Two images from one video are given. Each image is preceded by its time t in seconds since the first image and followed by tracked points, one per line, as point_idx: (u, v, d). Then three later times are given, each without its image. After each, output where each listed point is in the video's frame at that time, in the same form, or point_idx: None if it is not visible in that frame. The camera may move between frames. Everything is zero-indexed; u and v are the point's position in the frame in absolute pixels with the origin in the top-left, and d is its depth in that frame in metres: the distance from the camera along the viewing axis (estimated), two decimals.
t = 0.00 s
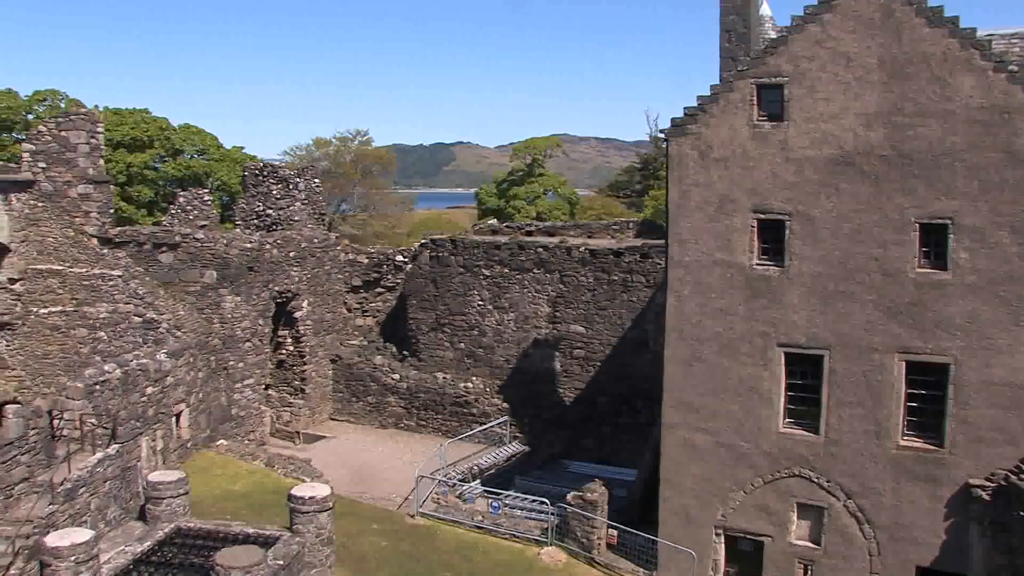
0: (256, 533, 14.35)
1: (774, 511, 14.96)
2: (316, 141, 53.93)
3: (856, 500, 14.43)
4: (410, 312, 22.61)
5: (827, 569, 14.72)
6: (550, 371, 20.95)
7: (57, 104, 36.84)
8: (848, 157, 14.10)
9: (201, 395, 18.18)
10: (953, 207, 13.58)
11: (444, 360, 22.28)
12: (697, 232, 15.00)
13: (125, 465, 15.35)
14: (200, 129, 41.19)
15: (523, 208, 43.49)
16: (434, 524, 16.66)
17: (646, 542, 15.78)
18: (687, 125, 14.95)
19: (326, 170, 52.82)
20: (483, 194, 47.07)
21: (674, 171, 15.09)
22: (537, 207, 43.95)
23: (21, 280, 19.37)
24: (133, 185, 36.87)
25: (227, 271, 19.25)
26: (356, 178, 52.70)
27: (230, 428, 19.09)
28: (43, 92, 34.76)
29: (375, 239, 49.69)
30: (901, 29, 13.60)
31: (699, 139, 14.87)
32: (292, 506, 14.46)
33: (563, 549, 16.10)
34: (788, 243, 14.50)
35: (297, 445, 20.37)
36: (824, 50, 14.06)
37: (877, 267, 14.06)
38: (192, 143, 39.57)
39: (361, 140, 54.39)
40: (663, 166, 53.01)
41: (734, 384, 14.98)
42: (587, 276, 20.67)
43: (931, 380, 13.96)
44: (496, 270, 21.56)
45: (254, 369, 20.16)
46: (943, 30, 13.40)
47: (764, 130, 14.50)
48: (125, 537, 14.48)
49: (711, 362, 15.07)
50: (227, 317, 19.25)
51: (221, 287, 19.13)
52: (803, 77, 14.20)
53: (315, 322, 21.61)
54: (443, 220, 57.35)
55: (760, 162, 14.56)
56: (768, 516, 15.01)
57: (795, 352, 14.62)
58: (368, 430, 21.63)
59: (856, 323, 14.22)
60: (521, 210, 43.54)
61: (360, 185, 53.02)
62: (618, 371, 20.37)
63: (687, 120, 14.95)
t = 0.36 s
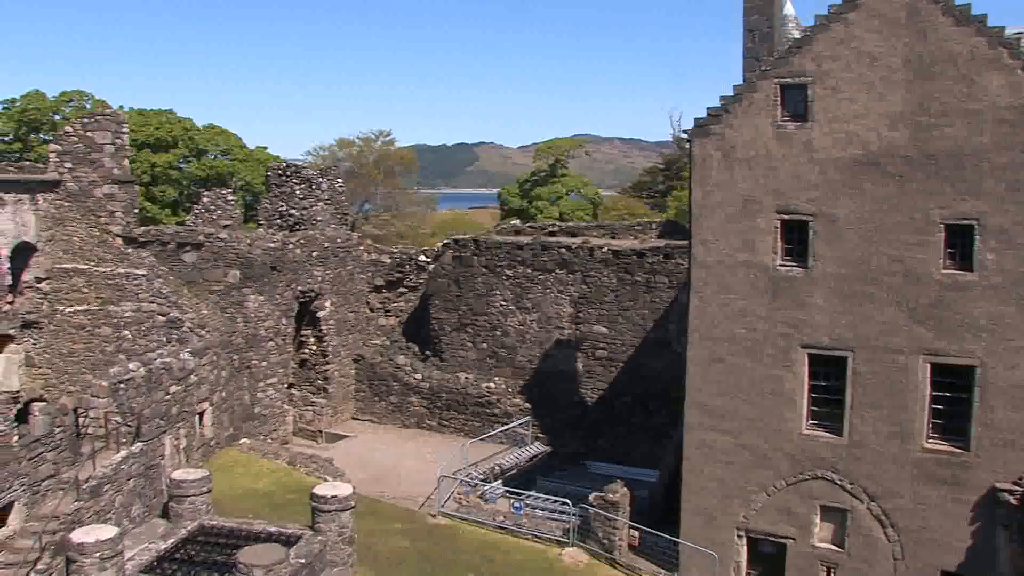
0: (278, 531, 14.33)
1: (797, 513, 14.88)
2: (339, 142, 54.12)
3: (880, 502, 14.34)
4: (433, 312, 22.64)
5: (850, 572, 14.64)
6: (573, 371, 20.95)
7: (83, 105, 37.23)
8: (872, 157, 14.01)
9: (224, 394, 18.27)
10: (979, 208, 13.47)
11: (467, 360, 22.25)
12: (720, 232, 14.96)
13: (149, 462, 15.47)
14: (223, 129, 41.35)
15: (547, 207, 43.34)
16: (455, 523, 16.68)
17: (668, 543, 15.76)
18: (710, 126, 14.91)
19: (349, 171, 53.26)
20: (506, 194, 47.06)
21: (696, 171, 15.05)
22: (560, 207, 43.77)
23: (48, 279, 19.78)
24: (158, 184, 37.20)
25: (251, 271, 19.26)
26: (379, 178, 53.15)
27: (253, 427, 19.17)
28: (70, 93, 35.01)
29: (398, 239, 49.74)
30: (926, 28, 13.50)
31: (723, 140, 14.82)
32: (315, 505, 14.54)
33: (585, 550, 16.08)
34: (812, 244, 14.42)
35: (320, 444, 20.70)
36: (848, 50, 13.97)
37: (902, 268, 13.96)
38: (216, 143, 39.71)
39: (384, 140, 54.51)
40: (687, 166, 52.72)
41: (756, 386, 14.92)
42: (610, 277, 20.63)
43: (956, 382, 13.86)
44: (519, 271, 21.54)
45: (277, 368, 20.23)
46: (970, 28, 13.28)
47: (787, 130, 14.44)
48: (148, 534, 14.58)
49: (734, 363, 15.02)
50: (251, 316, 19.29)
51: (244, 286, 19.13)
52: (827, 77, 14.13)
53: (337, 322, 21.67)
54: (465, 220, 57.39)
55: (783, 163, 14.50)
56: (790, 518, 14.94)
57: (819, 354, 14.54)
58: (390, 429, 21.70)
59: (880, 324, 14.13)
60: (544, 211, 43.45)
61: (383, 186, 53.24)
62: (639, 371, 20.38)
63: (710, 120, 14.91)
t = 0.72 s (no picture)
0: (304, 531, 14.50)
1: (824, 516, 14.77)
2: (367, 142, 54.29)
3: (909, 505, 14.21)
4: (460, 311, 22.77)
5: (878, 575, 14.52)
6: (600, 371, 20.94)
7: (114, 106, 37.62)
8: (902, 158, 13.88)
9: (253, 392, 18.40)
10: (1011, 209, 13.32)
11: (493, 360, 22.31)
12: (747, 233, 14.88)
13: (177, 460, 15.56)
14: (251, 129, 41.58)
15: (573, 208, 43.27)
16: (481, 523, 16.72)
17: (694, 545, 15.73)
18: (738, 125, 14.84)
19: (377, 171, 53.48)
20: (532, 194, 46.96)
21: (724, 171, 14.99)
22: (588, 208, 43.65)
23: (78, 278, 20.04)
24: (187, 184, 37.50)
25: (278, 270, 19.35)
26: (407, 178, 53.37)
27: (280, 426, 19.24)
28: (101, 94, 35.31)
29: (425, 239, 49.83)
30: (958, 26, 13.36)
31: (750, 140, 14.75)
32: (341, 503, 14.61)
33: (611, 550, 16.06)
34: (841, 244, 14.30)
35: (346, 443, 20.59)
36: (877, 49, 13.84)
37: (932, 269, 13.83)
38: (244, 143, 39.95)
39: (411, 140, 54.62)
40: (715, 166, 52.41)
41: (784, 387, 14.83)
42: (637, 277, 20.59)
43: (988, 384, 13.72)
44: (546, 271, 21.55)
45: (304, 368, 20.31)
46: (1002, 27, 13.12)
47: (816, 130, 14.33)
48: (176, 531, 14.71)
49: (761, 364, 14.95)
50: (278, 315, 19.40)
51: (271, 286, 19.23)
52: (856, 77, 13.99)
53: (364, 321, 21.75)
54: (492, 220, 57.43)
55: (812, 163, 14.40)
56: (818, 521, 14.84)
57: (847, 356, 14.44)
58: (416, 429, 21.68)
59: (910, 325, 14.00)
60: (571, 211, 43.34)
61: (410, 186, 53.38)
62: (666, 372, 20.31)
63: (738, 120, 14.84)
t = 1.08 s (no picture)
0: (335, 528, 14.65)
1: (856, 519, 14.50)
2: (398, 142, 54.21)
3: (942, 510, 13.82)
4: (491, 311, 22.66)
5: None
6: (629, 372, 20.82)
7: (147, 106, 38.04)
8: (936, 158, 13.44)
9: (283, 391, 18.48)
10: None
11: (524, 360, 22.21)
12: (780, 234, 14.73)
13: (208, 457, 15.77)
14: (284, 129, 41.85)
15: (604, 207, 43.15)
16: (510, 523, 16.75)
17: (723, 546, 15.72)
18: (770, 125, 14.65)
19: (406, 170, 53.39)
20: (563, 194, 46.81)
21: (756, 171, 14.84)
22: (617, 208, 43.62)
23: (112, 277, 20.38)
24: (218, 183, 37.68)
25: (309, 269, 19.45)
26: (436, 177, 53.17)
27: (310, 425, 19.32)
28: (134, 94, 35.61)
29: (455, 238, 50.00)
30: (996, 23, 12.81)
31: (783, 140, 14.55)
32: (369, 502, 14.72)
33: (639, 551, 16.05)
34: (873, 245, 13.98)
35: (376, 443, 20.65)
36: (911, 48, 13.41)
37: (966, 270, 13.41)
38: (275, 142, 40.03)
39: (441, 140, 54.75)
40: (746, 166, 52.06)
41: (815, 389, 14.64)
42: (667, 278, 20.53)
43: None
44: (576, 271, 21.48)
45: (335, 366, 20.42)
46: None
47: (849, 130, 14.02)
48: (206, 527, 14.85)
49: (792, 366, 14.77)
50: (309, 314, 19.51)
51: (303, 284, 19.35)
52: (889, 76, 13.59)
53: (395, 320, 21.85)
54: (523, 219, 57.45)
55: (844, 163, 14.10)
56: (849, 524, 14.58)
57: (879, 357, 14.12)
58: (446, 428, 21.79)
59: (943, 327, 13.60)
60: (602, 211, 43.21)
61: (441, 185, 53.51)
62: (697, 373, 20.20)
63: (770, 120, 14.66)
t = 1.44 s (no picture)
0: (362, 527, 14.69)
1: (886, 523, 14.32)
2: (427, 142, 54.68)
3: (975, 515, 13.65)
4: (519, 311, 22.74)
5: None
6: (658, 373, 20.76)
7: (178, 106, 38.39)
8: (969, 158, 13.25)
9: (311, 390, 18.55)
10: None
11: (552, 360, 22.32)
12: (809, 234, 14.48)
13: (237, 455, 15.88)
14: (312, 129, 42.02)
15: (633, 207, 43.00)
16: (538, 523, 16.73)
17: (751, 548, 15.60)
18: (800, 126, 14.42)
19: (436, 170, 53.75)
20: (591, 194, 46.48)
21: (786, 171, 14.60)
22: (646, 208, 43.41)
23: (142, 275, 20.57)
24: (248, 182, 38.10)
25: (339, 269, 19.46)
26: (465, 178, 53.27)
27: (338, 423, 19.39)
28: (166, 94, 35.92)
29: (484, 238, 50.06)
30: None
31: (812, 140, 14.31)
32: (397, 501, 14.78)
33: (667, 552, 15.99)
34: (904, 246, 13.74)
35: (402, 442, 20.74)
36: (945, 47, 13.21)
37: (1000, 272, 13.23)
38: (305, 142, 40.16)
39: (470, 140, 54.88)
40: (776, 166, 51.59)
41: (845, 392, 14.41)
42: (696, 278, 20.51)
43: None
44: (605, 271, 21.49)
45: (363, 366, 20.47)
46: None
47: (880, 130, 13.77)
48: (235, 525, 14.96)
49: (822, 367, 14.56)
50: (338, 313, 19.47)
51: (332, 284, 19.36)
52: (922, 75, 13.39)
53: (423, 320, 21.86)
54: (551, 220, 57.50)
55: (875, 163, 13.86)
56: (879, 527, 14.39)
57: (910, 359, 13.89)
58: (474, 428, 21.80)
59: (976, 329, 13.40)
60: (630, 211, 43.02)
61: (469, 185, 53.50)
62: (725, 374, 20.19)
63: (800, 120, 14.41)
